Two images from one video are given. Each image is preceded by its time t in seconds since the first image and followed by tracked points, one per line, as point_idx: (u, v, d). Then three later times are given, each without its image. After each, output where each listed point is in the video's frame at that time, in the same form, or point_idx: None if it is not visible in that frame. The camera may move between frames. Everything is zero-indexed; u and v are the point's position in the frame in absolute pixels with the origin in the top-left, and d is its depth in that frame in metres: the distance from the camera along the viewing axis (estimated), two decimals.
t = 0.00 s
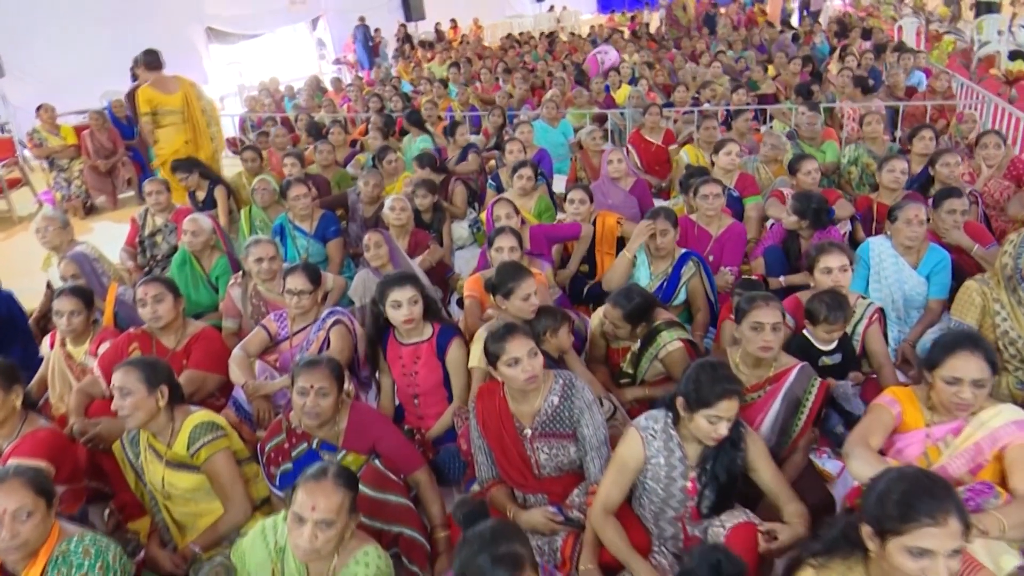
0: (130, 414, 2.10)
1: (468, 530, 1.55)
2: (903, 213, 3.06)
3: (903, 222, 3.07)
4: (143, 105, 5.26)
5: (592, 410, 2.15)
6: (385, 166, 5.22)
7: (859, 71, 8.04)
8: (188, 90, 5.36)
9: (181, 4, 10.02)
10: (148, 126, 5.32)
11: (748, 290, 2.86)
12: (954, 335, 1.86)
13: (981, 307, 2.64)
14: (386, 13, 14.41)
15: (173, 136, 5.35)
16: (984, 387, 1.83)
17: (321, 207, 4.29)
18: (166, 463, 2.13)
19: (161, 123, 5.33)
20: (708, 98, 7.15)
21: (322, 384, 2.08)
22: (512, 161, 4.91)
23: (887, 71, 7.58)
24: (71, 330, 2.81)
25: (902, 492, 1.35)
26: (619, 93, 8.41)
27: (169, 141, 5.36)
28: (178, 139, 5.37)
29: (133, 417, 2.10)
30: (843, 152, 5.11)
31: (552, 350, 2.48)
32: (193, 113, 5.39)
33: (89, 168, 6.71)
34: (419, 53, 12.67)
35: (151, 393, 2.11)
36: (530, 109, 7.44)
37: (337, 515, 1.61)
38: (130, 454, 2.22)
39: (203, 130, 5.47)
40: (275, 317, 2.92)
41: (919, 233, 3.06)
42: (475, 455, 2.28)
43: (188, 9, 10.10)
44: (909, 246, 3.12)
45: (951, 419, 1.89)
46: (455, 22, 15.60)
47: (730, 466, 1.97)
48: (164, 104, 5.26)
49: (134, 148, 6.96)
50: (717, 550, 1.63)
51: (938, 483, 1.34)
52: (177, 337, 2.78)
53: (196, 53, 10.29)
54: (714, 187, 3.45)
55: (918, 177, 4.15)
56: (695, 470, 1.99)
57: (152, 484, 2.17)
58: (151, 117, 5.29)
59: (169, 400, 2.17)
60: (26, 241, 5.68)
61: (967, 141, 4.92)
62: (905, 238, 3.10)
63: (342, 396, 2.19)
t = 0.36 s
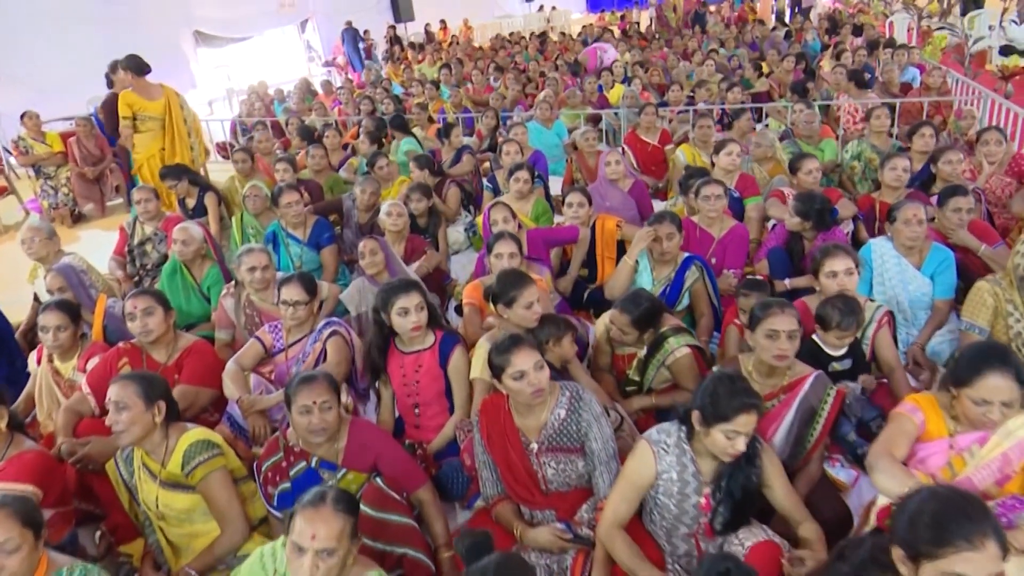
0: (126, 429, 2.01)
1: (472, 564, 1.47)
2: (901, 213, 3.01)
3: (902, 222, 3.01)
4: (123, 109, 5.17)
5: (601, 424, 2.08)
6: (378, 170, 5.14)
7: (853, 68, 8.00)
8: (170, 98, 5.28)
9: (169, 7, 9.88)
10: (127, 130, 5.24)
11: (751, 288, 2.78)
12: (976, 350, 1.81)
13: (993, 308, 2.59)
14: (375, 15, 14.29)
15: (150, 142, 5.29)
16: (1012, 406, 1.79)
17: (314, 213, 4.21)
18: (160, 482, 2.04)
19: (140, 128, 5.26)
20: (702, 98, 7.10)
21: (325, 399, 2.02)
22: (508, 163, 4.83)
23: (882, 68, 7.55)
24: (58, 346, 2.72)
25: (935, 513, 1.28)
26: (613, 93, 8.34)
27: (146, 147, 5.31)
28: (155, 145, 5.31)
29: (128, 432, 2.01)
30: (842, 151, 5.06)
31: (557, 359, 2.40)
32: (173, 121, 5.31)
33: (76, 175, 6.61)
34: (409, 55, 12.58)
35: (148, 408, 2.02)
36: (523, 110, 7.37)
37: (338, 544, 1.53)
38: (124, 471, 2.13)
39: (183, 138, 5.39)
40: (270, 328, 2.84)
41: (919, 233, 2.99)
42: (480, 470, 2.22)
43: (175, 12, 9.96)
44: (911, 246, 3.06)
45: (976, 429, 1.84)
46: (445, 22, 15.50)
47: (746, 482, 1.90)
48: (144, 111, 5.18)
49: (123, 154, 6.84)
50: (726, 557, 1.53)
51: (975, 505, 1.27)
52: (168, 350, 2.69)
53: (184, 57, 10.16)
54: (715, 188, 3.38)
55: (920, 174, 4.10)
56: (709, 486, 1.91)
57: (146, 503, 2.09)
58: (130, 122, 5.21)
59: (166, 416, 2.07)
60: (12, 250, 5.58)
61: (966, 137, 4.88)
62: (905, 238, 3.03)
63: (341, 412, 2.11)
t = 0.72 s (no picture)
0: (128, 444, 1.92)
1: None
2: (911, 219, 2.95)
3: (912, 229, 2.96)
4: (124, 106, 5.05)
5: (615, 438, 2.02)
6: (381, 172, 5.08)
7: (859, 69, 7.94)
8: (169, 99, 5.23)
9: (169, 8, 9.81)
10: (127, 129, 5.13)
11: (765, 297, 2.72)
12: (1004, 369, 1.72)
13: (1015, 317, 2.53)
14: (375, 16, 14.22)
15: (151, 141, 5.20)
16: None
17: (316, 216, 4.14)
18: (163, 497, 1.97)
19: (140, 127, 5.16)
20: (707, 99, 7.05)
21: (334, 410, 1.96)
22: (512, 166, 4.77)
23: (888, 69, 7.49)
24: (55, 355, 2.65)
25: (975, 543, 1.22)
26: (616, 95, 8.29)
27: (146, 147, 5.21)
28: (155, 144, 5.23)
29: (130, 447, 1.92)
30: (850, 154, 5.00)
31: (568, 369, 2.34)
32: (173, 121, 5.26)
33: (75, 177, 6.55)
34: (410, 56, 12.51)
35: (152, 421, 1.94)
36: (526, 111, 7.31)
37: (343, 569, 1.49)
38: (125, 484, 2.06)
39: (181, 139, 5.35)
40: (272, 336, 2.77)
41: (931, 240, 2.93)
42: (489, 485, 2.15)
43: (174, 12, 9.89)
44: (923, 253, 2.99)
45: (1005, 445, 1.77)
46: (446, 23, 15.42)
47: (768, 501, 1.85)
48: (147, 110, 5.09)
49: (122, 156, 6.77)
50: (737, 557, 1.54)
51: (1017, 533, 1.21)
52: (168, 359, 2.62)
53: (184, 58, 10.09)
54: (725, 193, 3.32)
55: (931, 178, 4.04)
56: (729, 505, 1.87)
57: (148, 518, 2.02)
58: (131, 120, 5.10)
59: (169, 429, 1.99)
60: (10, 254, 5.52)
61: (976, 141, 4.82)
62: (916, 246, 2.97)
63: (347, 424, 2.04)
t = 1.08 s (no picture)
0: (136, 459, 1.84)
1: None
2: (934, 228, 2.87)
3: (935, 238, 2.87)
4: (116, 113, 5.01)
5: (639, 456, 1.95)
6: (392, 176, 5.02)
7: (874, 72, 7.83)
8: (161, 107, 5.19)
9: (176, 9, 9.76)
10: (119, 135, 5.07)
11: (793, 308, 2.64)
12: None
13: None
14: (384, 17, 14.18)
15: (145, 148, 5.15)
16: None
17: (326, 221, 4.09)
18: (173, 515, 1.89)
19: (133, 134, 5.11)
20: (720, 102, 6.96)
21: (349, 428, 1.93)
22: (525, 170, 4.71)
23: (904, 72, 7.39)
24: (62, 364, 2.59)
25: None
26: (627, 98, 8.21)
27: (140, 154, 5.14)
28: (148, 153, 5.17)
29: (138, 463, 1.85)
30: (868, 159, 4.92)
31: (588, 383, 2.27)
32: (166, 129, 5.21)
33: (84, 180, 6.50)
34: (418, 58, 12.46)
35: (160, 436, 1.87)
36: (536, 114, 7.25)
37: None
38: (134, 499, 1.99)
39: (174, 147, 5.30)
40: (282, 345, 2.70)
41: (955, 249, 2.85)
42: (507, 503, 2.08)
43: (183, 14, 9.87)
44: (947, 263, 2.90)
45: None
46: (454, 25, 15.37)
47: (803, 522, 1.79)
48: (140, 117, 5.06)
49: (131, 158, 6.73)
50: None
51: None
52: (177, 369, 2.55)
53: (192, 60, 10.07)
54: (746, 199, 3.25)
55: (954, 184, 3.95)
56: (757, 525, 1.81)
57: (158, 535, 1.96)
58: (123, 127, 5.06)
59: (179, 443, 1.91)
60: (16, 258, 5.50)
61: (999, 146, 4.74)
62: (941, 255, 2.88)
63: (361, 441, 1.99)
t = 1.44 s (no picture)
0: (145, 477, 1.78)
1: None
2: (967, 238, 2.77)
3: (969, 249, 2.78)
4: (94, 120, 5.02)
5: (667, 476, 1.87)
6: (406, 180, 4.96)
7: (891, 74, 7.72)
8: (141, 111, 5.18)
9: (187, 11, 9.74)
10: (97, 142, 5.12)
11: (825, 320, 2.56)
12: None
13: None
14: (394, 19, 14.15)
15: (125, 154, 5.21)
16: None
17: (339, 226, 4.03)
18: (184, 533, 1.83)
19: (111, 139, 5.15)
20: (736, 105, 6.86)
21: (367, 444, 1.86)
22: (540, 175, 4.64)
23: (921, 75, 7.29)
24: (71, 374, 2.54)
25: None
26: (641, 100, 8.13)
27: (122, 159, 5.23)
28: (130, 157, 5.25)
29: (148, 481, 1.78)
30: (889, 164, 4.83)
31: (613, 396, 2.19)
32: (146, 132, 5.22)
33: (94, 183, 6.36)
34: (429, 60, 12.41)
35: (171, 453, 1.81)
36: (549, 117, 7.18)
37: None
38: (144, 516, 1.92)
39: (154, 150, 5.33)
40: (294, 355, 2.63)
41: (990, 260, 2.75)
42: (529, 522, 2.01)
43: (194, 16, 9.86)
44: (979, 273, 2.81)
45: None
46: (464, 27, 15.33)
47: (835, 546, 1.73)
48: (118, 122, 5.06)
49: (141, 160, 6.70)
50: None
51: None
52: (187, 379, 2.49)
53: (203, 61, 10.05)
54: (769, 205, 3.17)
55: (981, 190, 3.86)
56: (789, 548, 1.73)
57: (168, 553, 1.90)
58: (101, 133, 5.08)
59: (190, 460, 1.85)
60: (26, 261, 5.48)
61: None
62: (975, 265, 2.79)
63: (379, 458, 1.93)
